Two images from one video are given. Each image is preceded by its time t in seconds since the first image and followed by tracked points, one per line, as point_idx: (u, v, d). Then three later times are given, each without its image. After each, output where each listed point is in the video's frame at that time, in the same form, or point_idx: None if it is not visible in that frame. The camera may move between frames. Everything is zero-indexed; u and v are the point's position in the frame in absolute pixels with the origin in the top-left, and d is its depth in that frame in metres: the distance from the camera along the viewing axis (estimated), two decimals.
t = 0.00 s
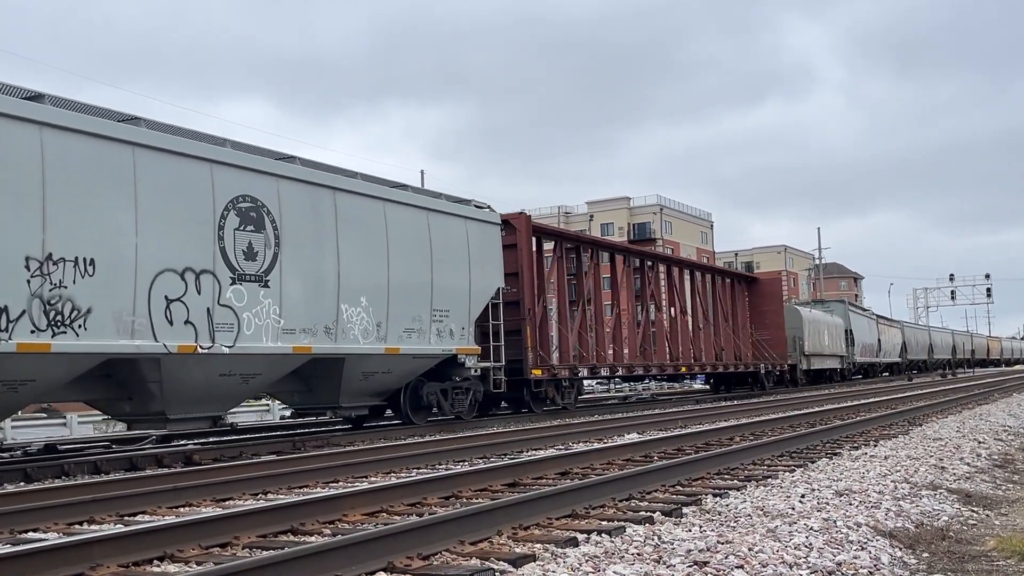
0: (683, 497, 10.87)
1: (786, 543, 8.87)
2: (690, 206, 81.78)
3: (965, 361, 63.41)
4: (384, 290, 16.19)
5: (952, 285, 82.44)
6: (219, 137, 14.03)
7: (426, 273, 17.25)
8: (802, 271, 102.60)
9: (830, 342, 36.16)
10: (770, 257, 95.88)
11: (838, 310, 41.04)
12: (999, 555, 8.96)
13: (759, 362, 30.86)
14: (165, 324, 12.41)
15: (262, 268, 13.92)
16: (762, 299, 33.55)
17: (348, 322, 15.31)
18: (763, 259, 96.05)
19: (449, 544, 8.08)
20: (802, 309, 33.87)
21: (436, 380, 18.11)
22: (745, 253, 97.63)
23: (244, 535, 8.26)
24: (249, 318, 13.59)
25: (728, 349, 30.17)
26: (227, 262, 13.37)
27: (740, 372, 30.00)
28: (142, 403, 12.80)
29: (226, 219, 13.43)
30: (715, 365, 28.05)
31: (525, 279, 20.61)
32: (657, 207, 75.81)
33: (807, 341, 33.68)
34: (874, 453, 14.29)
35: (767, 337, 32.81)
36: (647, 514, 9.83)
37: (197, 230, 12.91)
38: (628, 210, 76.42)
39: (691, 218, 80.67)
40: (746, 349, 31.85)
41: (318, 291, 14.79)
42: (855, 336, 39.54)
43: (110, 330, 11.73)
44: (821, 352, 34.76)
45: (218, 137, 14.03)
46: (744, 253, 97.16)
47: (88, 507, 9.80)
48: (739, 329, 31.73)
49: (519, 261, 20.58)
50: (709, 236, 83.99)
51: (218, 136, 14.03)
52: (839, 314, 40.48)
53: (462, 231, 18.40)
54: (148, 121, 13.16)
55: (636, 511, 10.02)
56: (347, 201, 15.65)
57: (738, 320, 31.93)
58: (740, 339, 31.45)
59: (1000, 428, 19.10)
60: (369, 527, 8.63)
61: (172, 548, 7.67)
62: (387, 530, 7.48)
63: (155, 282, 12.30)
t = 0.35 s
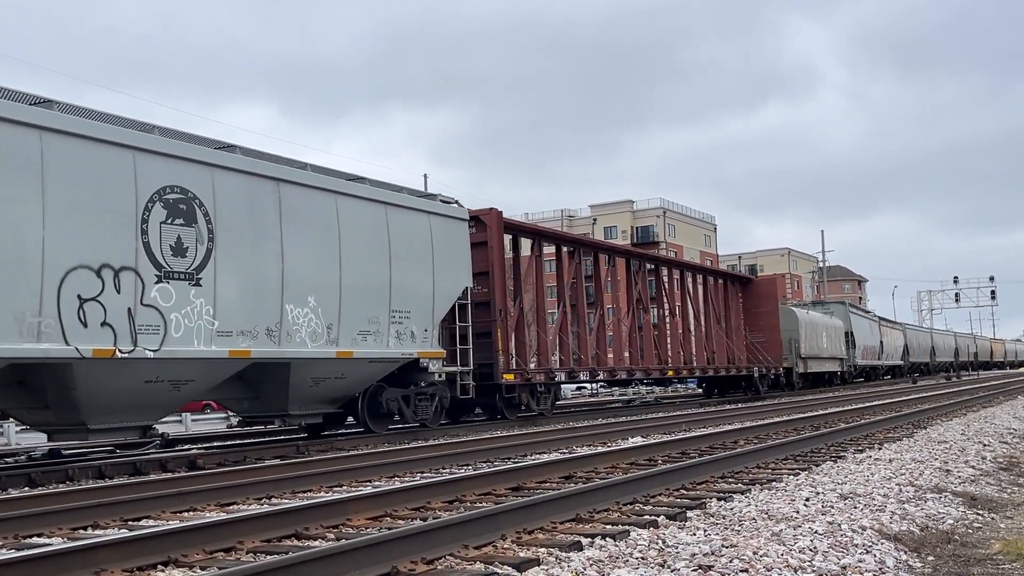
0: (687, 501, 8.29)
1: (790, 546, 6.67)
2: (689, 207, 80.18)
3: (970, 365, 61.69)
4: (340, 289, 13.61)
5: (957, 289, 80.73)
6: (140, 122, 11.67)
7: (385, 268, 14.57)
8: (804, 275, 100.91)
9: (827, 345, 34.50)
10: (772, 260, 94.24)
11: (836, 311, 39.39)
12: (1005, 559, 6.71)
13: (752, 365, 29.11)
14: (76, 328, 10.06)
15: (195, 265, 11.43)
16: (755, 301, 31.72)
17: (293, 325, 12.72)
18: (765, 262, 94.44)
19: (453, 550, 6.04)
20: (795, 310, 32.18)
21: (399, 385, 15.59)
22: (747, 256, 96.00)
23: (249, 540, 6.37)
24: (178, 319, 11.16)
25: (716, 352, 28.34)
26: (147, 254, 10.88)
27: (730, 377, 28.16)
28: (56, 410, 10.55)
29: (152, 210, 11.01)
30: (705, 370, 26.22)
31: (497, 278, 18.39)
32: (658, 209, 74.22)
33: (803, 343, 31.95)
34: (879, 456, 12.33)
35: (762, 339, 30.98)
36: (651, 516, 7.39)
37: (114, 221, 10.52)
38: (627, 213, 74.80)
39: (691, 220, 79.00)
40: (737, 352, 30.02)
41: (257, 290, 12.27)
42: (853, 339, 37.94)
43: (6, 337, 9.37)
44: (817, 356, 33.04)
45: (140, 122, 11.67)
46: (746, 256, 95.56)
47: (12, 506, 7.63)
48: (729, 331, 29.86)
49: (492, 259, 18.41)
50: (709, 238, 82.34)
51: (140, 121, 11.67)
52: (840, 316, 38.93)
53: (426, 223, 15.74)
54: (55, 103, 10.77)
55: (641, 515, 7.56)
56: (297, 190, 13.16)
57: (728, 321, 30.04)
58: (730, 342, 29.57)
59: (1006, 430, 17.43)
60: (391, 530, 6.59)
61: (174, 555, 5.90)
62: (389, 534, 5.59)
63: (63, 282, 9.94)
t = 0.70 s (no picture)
0: (690, 504, 8.28)
1: (793, 550, 6.66)
2: (692, 211, 80.23)
3: (973, 367, 61.63)
4: (282, 287, 12.46)
5: (960, 292, 80.69)
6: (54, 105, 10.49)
7: (333, 265, 13.44)
8: (807, 277, 100.90)
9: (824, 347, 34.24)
10: (774, 262, 94.19)
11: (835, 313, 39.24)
12: (1010, 562, 6.68)
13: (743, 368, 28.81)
14: None
15: (110, 261, 10.24)
16: (747, 302, 31.26)
17: (227, 326, 11.59)
18: (768, 265, 94.37)
19: (456, 553, 6.05)
20: (790, 312, 31.90)
21: (355, 391, 14.56)
22: (750, 259, 96.02)
23: (251, 545, 6.36)
24: (90, 321, 9.99)
25: (707, 355, 27.97)
26: (56, 250, 9.68)
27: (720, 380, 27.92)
28: None
29: (61, 199, 9.81)
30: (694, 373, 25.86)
31: (462, 276, 17.44)
32: (660, 212, 74.29)
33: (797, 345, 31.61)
34: (881, 459, 12.30)
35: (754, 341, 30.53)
36: (653, 519, 7.38)
37: (17, 212, 9.34)
38: (631, 216, 74.80)
39: (694, 223, 79.07)
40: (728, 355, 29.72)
41: (185, 288, 11.10)
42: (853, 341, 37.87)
43: None
44: (813, 358, 32.69)
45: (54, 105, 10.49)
46: (749, 259, 95.60)
47: (11, 511, 7.60)
48: (720, 333, 29.44)
49: (457, 255, 17.49)
50: (712, 241, 82.36)
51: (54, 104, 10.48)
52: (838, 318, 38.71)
53: (381, 217, 14.59)
54: None
55: (644, 518, 7.54)
56: (231, 181, 12.00)
57: (718, 323, 29.57)
58: (720, 344, 29.18)
59: (1010, 432, 17.45)
60: (394, 533, 6.58)
61: (178, 558, 5.91)
62: (392, 538, 5.59)
63: None
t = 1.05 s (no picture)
0: (691, 507, 8.28)
1: (795, 552, 6.65)
2: (693, 214, 80.27)
3: (974, 369, 61.64)
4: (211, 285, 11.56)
5: (961, 294, 80.69)
6: None
7: (273, 262, 12.56)
8: (808, 280, 100.88)
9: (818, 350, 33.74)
10: (775, 265, 94.18)
11: (832, 315, 38.98)
12: (1011, 564, 6.67)
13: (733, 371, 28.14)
14: None
15: (9, 255, 9.33)
16: (736, 303, 30.51)
17: (147, 326, 10.70)
18: (769, 267, 94.30)
19: (458, 556, 6.04)
20: (781, 314, 31.21)
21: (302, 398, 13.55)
22: (751, 261, 96.02)
23: (252, 548, 6.36)
24: None
25: (693, 359, 27.23)
26: None
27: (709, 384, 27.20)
28: None
29: None
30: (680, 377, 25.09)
31: (423, 276, 16.30)
32: (662, 215, 74.54)
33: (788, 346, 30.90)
34: (883, 461, 12.31)
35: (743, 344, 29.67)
36: (655, 522, 7.38)
37: None
38: (632, 219, 74.88)
39: (695, 225, 79.12)
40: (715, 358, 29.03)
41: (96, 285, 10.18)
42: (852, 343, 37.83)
43: None
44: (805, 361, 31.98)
45: None
46: (750, 261, 95.61)
47: (11, 515, 7.60)
48: (708, 335, 28.68)
49: (419, 252, 16.35)
50: (713, 244, 82.35)
51: None
52: (835, 319, 38.40)
53: (329, 211, 13.74)
54: None
55: (646, 521, 7.54)
56: (153, 169, 11.05)
57: (705, 325, 28.79)
58: (708, 348, 28.42)
59: (1011, 435, 17.48)
60: (394, 536, 6.57)
61: (178, 562, 5.91)
62: (392, 542, 5.58)
63: None
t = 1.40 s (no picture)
0: (692, 508, 8.28)
1: (795, 554, 6.65)
2: (694, 215, 80.20)
3: (974, 370, 61.63)
4: (127, 280, 10.52)
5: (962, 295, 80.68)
6: None
7: (202, 255, 11.51)
8: (808, 281, 100.81)
9: (811, 350, 32.99)
10: (775, 266, 94.09)
11: (828, 314, 38.67)
12: (1012, 565, 6.67)
13: (719, 373, 27.00)
14: None
15: None
16: (725, 302, 29.22)
17: (52, 326, 9.66)
18: (769, 268, 94.16)
19: (458, 558, 6.04)
20: (772, 314, 30.30)
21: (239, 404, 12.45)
22: (751, 262, 95.97)
23: (253, 550, 6.37)
24: None
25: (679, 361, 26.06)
26: None
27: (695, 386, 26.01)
28: None
29: None
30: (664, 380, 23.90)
31: (378, 273, 15.11)
32: (662, 216, 74.58)
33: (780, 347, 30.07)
34: (884, 463, 12.30)
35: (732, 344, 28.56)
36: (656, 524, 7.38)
37: None
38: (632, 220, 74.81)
39: (695, 226, 79.08)
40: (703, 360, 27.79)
41: None
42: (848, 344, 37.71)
43: None
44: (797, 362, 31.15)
45: None
46: (750, 262, 95.53)
47: (13, 516, 7.62)
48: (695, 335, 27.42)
49: (374, 249, 15.14)
50: (713, 245, 82.28)
51: None
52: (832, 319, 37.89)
53: (268, 201, 12.68)
54: None
55: (646, 523, 7.54)
56: (59, 152, 10.00)
57: (692, 325, 27.52)
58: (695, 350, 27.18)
59: (1012, 435, 17.48)
60: (395, 538, 6.57)
61: (179, 564, 5.91)
62: (393, 543, 5.59)
63: None
